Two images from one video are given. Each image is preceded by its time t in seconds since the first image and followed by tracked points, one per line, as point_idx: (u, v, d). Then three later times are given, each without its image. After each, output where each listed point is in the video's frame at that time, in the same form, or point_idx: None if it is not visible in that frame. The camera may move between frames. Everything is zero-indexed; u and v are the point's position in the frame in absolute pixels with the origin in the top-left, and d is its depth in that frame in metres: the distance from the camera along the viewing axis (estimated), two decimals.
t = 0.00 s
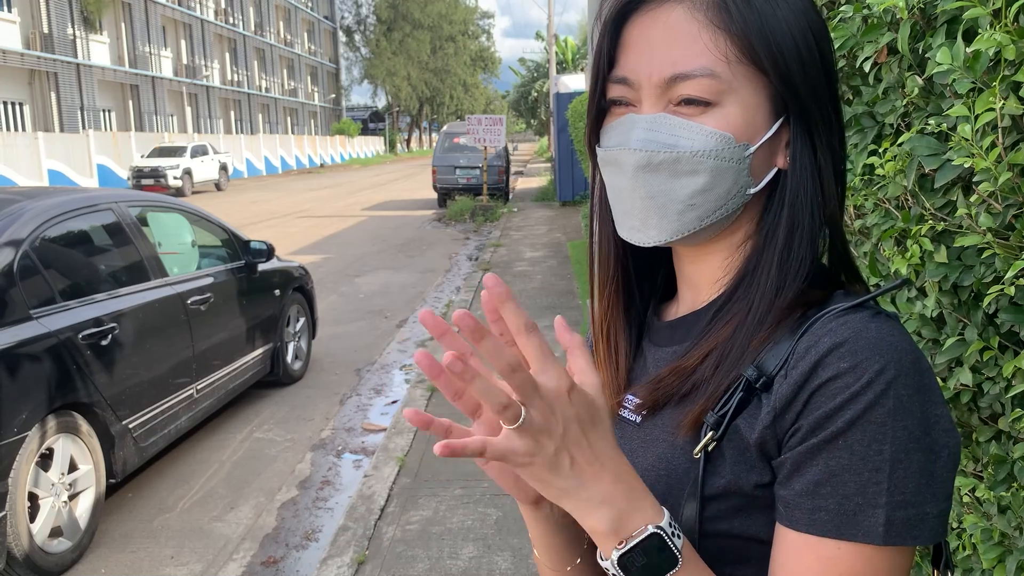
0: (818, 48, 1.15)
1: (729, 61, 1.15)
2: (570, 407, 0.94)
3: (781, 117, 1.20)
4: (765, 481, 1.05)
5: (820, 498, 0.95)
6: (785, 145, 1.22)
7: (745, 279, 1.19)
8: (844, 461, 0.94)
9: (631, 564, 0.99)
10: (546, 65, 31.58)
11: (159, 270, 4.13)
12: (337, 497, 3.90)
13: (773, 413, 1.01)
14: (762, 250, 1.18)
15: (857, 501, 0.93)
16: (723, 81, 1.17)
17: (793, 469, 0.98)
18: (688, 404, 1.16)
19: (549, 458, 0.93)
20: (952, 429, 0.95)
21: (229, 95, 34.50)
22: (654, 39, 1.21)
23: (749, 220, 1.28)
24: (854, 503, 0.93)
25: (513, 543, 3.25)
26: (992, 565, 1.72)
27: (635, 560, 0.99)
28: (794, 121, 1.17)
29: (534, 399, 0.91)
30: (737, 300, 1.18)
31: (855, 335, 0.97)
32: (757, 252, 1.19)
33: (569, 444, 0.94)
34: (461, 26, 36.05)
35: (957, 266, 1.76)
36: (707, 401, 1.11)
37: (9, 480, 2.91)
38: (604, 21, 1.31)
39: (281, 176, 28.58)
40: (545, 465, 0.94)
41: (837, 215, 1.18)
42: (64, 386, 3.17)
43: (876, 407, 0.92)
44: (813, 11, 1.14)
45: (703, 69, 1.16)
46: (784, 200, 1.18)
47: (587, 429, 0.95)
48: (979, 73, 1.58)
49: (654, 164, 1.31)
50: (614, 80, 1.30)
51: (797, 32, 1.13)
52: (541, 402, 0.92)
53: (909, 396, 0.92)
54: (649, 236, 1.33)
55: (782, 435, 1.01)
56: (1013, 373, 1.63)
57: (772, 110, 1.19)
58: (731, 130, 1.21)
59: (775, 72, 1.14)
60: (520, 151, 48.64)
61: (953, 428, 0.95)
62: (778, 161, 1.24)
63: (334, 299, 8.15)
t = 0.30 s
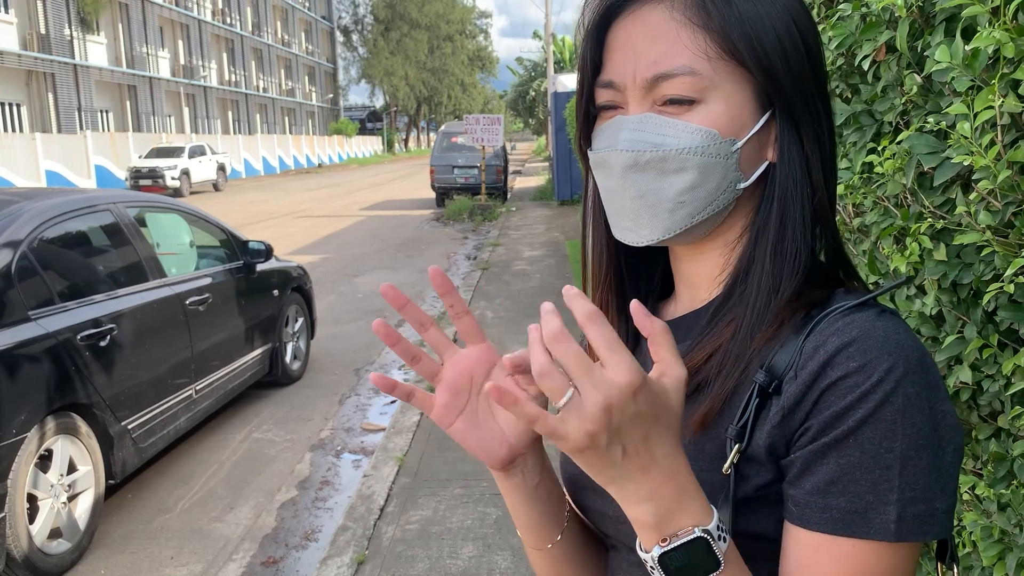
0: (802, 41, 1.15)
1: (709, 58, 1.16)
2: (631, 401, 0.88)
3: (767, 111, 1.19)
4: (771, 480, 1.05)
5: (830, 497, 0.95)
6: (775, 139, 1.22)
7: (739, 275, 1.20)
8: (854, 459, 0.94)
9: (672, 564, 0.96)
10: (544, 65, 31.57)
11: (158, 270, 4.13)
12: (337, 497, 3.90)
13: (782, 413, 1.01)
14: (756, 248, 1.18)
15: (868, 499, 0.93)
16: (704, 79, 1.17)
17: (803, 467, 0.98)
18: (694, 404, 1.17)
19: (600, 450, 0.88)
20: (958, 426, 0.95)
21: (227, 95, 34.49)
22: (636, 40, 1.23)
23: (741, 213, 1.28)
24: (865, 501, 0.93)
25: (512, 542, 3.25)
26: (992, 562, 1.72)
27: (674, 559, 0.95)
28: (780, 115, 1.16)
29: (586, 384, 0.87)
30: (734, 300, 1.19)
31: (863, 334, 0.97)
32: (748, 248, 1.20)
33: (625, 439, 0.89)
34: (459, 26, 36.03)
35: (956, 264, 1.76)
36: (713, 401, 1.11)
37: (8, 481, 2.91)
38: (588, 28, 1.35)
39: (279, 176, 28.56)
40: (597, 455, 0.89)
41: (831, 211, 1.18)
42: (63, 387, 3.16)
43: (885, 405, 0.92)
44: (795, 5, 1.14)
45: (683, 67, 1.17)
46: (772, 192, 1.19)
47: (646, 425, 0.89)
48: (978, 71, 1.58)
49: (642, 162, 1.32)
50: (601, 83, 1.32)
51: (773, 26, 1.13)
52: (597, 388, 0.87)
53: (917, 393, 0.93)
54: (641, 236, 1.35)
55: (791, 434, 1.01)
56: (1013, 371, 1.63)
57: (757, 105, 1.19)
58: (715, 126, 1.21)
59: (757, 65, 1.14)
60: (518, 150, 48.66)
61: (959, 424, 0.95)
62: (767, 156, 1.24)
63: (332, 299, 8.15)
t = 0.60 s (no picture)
0: (758, 33, 1.20)
1: (656, 45, 1.22)
2: (553, 398, 0.99)
3: (715, 103, 1.25)
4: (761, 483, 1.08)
5: (816, 497, 0.99)
6: (725, 131, 1.28)
7: (704, 279, 1.23)
8: (839, 458, 0.98)
9: (639, 561, 1.03)
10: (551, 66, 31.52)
11: (166, 276, 4.14)
12: (347, 500, 3.90)
13: (768, 420, 1.04)
14: (724, 260, 1.20)
15: (853, 497, 0.97)
16: (650, 65, 1.24)
17: (788, 469, 1.01)
18: (672, 420, 1.18)
19: (539, 447, 0.98)
20: (931, 416, 1.01)
21: (235, 101, 34.60)
22: (585, 28, 1.30)
23: (696, 208, 1.33)
24: (849, 499, 0.97)
25: (523, 544, 3.23)
26: (1005, 559, 1.68)
27: (632, 549, 1.02)
28: (730, 104, 1.22)
29: (510, 386, 0.99)
30: (703, 306, 1.21)
31: (842, 334, 1.01)
32: (705, 245, 1.24)
33: (559, 435, 0.99)
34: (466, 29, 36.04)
35: (965, 256, 1.73)
36: (696, 410, 1.13)
37: (19, 487, 2.91)
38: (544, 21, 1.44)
39: (289, 181, 28.66)
40: (538, 455, 0.98)
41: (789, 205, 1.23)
42: (73, 393, 3.17)
43: (866, 403, 0.97)
44: None
45: (629, 54, 1.24)
46: (725, 190, 1.23)
47: (572, 419, 1.00)
48: (985, 59, 1.55)
49: (587, 152, 1.40)
50: (551, 73, 1.40)
51: (730, 14, 1.18)
52: (521, 390, 0.98)
53: (895, 388, 0.97)
54: (587, 228, 1.41)
55: (776, 437, 1.04)
56: None
57: (705, 93, 1.25)
58: (659, 113, 1.27)
59: (704, 51, 1.19)
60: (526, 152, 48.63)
61: (932, 412, 1.01)
62: (719, 149, 1.30)
63: (342, 302, 8.15)
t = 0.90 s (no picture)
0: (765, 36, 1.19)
1: (663, 46, 1.22)
2: (596, 403, 0.99)
3: (723, 103, 1.25)
4: (767, 484, 1.08)
5: (824, 497, 0.99)
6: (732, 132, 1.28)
7: (710, 277, 1.25)
8: (846, 460, 0.98)
9: (660, 565, 1.03)
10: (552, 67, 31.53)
11: (167, 277, 4.14)
12: (348, 501, 3.90)
13: (774, 420, 1.04)
14: (732, 261, 1.21)
15: (861, 498, 0.97)
16: (657, 66, 1.24)
17: (794, 470, 1.02)
18: (679, 418, 1.19)
19: (575, 450, 0.97)
20: (940, 418, 1.01)
21: (236, 103, 34.66)
22: (592, 28, 1.30)
23: (701, 210, 1.34)
24: (857, 500, 0.97)
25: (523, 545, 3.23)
26: (1007, 560, 1.68)
27: (655, 555, 1.03)
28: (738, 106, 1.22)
29: (561, 388, 0.97)
30: (711, 304, 1.23)
31: (850, 335, 1.01)
32: (713, 245, 1.26)
33: (594, 441, 0.98)
34: (466, 30, 36.05)
35: (966, 257, 1.73)
36: (702, 410, 1.14)
37: (20, 488, 2.91)
38: (551, 23, 1.45)
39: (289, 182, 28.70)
40: (569, 459, 0.97)
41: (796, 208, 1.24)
42: (74, 394, 3.17)
43: (873, 404, 0.97)
44: None
45: (637, 55, 1.24)
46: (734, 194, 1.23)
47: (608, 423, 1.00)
48: (985, 59, 1.56)
49: (594, 153, 1.40)
50: (561, 73, 1.40)
51: (739, 16, 1.18)
52: (570, 393, 0.97)
53: (903, 390, 0.98)
54: (596, 228, 1.42)
55: (782, 438, 1.04)
56: None
57: (713, 94, 1.25)
58: (665, 114, 1.28)
59: (710, 53, 1.20)
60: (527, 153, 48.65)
61: (940, 415, 1.01)
62: (727, 149, 1.30)
63: (342, 304, 8.16)
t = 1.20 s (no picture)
0: (780, 40, 1.26)
1: (697, 51, 1.24)
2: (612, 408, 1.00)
3: (749, 108, 1.29)
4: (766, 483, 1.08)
5: (823, 498, 0.99)
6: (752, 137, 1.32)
7: (719, 276, 1.27)
8: (848, 461, 0.98)
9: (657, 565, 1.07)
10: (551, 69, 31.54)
11: (168, 278, 4.14)
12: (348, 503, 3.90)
13: (775, 419, 1.05)
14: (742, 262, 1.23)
15: (861, 499, 0.98)
16: (691, 70, 1.26)
17: (795, 470, 1.02)
18: (678, 414, 1.20)
19: (585, 451, 0.98)
20: (940, 420, 1.01)
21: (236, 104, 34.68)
22: (621, 29, 1.30)
23: (718, 212, 1.37)
24: (858, 500, 0.98)
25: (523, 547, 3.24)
26: (1006, 561, 1.69)
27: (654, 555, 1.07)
28: (764, 115, 1.28)
29: (586, 393, 0.96)
30: (715, 302, 1.24)
31: (853, 335, 1.02)
32: (727, 248, 1.28)
33: (603, 444, 0.99)
34: (466, 31, 36.06)
35: (965, 259, 1.74)
36: (703, 406, 1.15)
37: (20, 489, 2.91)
38: (570, 18, 1.42)
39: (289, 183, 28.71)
40: (577, 458, 0.98)
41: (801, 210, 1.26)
42: (74, 395, 3.18)
43: (875, 405, 0.97)
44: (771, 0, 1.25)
45: (671, 58, 1.25)
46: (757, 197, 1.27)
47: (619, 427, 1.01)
48: (984, 62, 1.56)
49: (626, 154, 1.40)
50: (582, 72, 1.39)
51: (766, 22, 1.23)
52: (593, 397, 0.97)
53: (905, 391, 0.98)
54: (621, 231, 1.41)
55: (783, 437, 1.04)
56: None
57: (739, 101, 1.28)
58: (700, 118, 1.30)
59: (745, 59, 1.23)
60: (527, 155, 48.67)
61: (941, 417, 1.01)
62: (746, 154, 1.34)
63: (342, 305, 8.16)
